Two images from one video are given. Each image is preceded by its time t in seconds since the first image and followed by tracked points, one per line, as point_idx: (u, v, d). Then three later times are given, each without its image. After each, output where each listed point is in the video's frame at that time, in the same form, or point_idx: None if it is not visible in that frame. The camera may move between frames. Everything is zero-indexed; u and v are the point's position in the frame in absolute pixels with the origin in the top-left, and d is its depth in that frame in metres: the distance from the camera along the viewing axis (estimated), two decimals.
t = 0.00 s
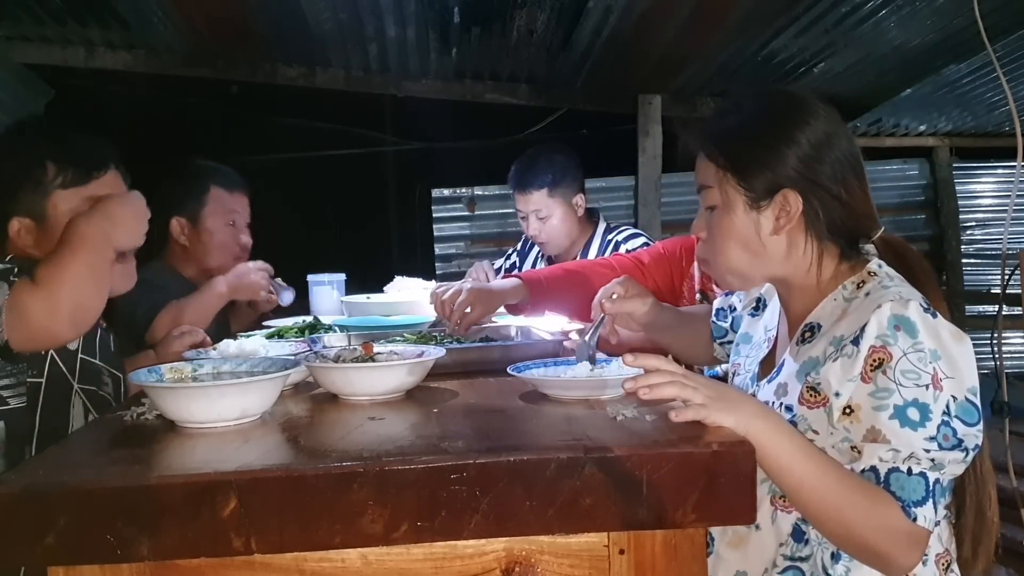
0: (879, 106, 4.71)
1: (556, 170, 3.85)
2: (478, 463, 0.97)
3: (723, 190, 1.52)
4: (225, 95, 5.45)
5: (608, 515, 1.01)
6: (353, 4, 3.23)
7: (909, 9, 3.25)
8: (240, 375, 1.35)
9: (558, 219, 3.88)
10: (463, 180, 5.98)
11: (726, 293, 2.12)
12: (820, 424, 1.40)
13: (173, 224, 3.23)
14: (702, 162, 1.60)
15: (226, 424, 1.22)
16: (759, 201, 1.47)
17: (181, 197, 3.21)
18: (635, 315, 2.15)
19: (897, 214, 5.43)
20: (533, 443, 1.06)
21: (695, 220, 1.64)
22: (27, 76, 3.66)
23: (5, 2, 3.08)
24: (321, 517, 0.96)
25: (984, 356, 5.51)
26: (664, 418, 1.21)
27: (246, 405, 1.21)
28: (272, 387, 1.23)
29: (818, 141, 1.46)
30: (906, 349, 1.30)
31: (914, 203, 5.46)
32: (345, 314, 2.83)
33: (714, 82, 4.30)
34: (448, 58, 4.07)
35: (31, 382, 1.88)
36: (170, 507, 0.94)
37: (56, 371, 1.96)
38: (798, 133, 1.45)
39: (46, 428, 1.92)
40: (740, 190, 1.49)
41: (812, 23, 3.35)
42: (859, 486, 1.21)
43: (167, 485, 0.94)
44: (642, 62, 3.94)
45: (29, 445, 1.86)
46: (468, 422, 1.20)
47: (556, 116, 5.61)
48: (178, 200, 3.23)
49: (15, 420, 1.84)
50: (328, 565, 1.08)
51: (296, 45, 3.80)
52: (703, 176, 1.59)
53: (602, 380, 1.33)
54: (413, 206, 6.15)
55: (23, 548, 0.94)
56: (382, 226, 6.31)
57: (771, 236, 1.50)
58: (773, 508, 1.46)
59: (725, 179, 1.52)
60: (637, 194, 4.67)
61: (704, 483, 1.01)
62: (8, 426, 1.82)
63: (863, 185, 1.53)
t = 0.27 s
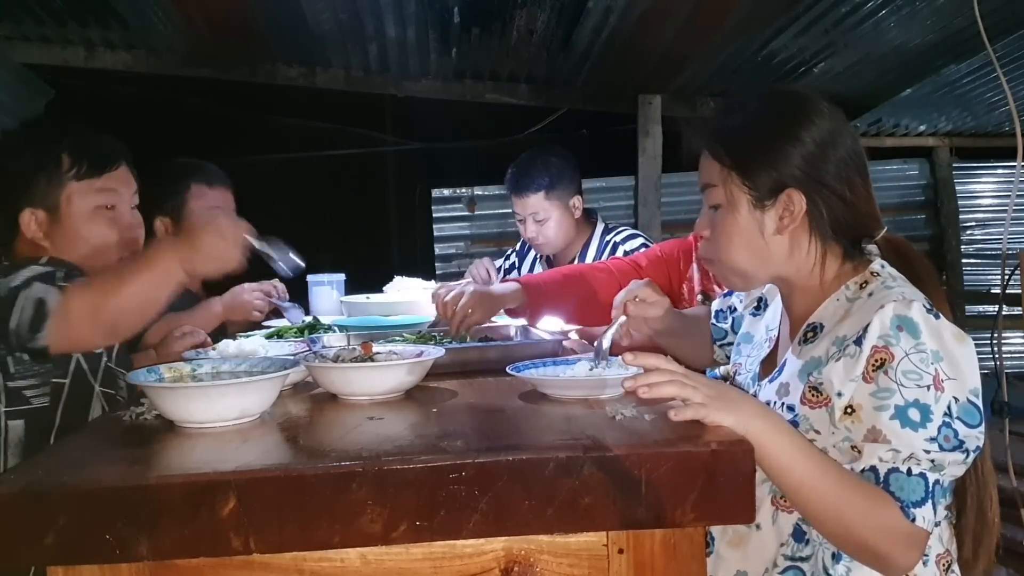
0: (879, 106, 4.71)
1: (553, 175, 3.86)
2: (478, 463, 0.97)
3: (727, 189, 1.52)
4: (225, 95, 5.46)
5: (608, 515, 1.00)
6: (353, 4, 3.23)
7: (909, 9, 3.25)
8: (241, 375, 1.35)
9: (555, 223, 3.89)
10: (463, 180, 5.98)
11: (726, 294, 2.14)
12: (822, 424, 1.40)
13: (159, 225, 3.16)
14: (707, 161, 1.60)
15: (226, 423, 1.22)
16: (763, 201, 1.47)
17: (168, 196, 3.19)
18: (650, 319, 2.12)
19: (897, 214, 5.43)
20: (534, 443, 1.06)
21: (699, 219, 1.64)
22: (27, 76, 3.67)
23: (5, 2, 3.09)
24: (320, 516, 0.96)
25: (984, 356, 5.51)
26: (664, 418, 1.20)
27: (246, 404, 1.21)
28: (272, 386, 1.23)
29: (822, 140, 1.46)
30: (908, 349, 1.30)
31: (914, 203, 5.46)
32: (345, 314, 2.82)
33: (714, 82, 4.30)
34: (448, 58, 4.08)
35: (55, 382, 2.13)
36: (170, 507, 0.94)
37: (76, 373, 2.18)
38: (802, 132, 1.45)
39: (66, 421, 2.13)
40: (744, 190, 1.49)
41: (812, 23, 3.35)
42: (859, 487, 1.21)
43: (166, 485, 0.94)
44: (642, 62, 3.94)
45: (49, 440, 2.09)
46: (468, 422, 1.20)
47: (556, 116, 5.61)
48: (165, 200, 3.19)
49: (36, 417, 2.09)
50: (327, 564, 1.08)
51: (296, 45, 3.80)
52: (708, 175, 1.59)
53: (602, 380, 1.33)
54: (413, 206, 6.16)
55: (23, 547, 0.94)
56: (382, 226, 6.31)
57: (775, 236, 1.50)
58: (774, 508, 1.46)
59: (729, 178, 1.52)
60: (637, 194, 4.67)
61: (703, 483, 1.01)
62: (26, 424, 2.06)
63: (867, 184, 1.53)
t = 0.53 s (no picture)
0: (879, 106, 4.71)
1: (553, 176, 3.85)
2: (477, 463, 0.97)
3: (729, 189, 1.52)
4: (225, 95, 5.46)
5: (608, 515, 1.01)
6: (353, 4, 3.23)
7: (909, 10, 3.25)
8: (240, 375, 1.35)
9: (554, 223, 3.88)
10: (464, 180, 5.98)
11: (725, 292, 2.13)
12: (821, 424, 1.40)
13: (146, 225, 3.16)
14: (709, 160, 1.60)
15: (225, 424, 1.22)
16: (765, 201, 1.47)
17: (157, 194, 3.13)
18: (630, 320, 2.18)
19: (898, 214, 5.43)
20: (533, 443, 1.06)
21: (700, 219, 1.64)
22: (27, 76, 3.67)
23: (5, 2, 3.08)
24: (320, 517, 0.96)
25: (984, 356, 5.51)
26: (663, 418, 1.20)
27: (245, 405, 1.21)
28: (271, 387, 1.23)
29: (824, 140, 1.46)
30: (908, 350, 1.30)
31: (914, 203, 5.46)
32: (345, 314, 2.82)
33: (714, 82, 4.29)
34: (448, 58, 4.07)
35: (79, 384, 1.93)
36: (169, 507, 0.94)
37: (104, 376, 1.98)
38: (804, 132, 1.45)
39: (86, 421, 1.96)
40: (746, 190, 1.49)
41: (812, 23, 3.35)
42: (858, 487, 1.21)
43: (166, 485, 0.94)
44: (641, 62, 3.95)
45: (67, 434, 1.94)
46: (468, 422, 1.20)
47: (556, 116, 5.61)
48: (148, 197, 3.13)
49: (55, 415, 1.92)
50: (327, 564, 1.08)
51: (296, 45, 3.80)
52: (710, 174, 1.59)
53: (601, 380, 1.33)
54: (413, 207, 6.16)
55: (23, 547, 0.94)
56: (382, 226, 6.32)
57: (776, 237, 1.50)
58: (773, 508, 1.46)
59: (732, 178, 1.52)
60: (637, 194, 4.67)
61: (703, 482, 1.01)
62: (44, 423, 1.91)
63: (869, 184, 1.53)
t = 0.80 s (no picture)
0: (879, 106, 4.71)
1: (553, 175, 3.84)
2: (478, 462, 0.98)
3: (730, 188, 1.53)
4: (225, 95, 5.45)
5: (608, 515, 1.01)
6: (353, 4, 3.23)
7: (909, 10, 3.25)
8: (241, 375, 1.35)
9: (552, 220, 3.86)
10: (464, 180, 5.99)
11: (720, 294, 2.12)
12: (821, 424, 1.40)
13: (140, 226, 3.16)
14: (709, 159, 1.60)
15: (225, 423, 1.22)
16: (765, 201, 1.48)
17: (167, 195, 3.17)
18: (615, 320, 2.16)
19: (897, 214, 5.43)
20: (532, 442, 1.06)
21: (700, 217, 1.64)
22: (28, 76, 3.67)
23: (5, 2, 3.08)
24: (320, 517, 0.96)
25: (984, 356, 5.52)
26: (663, 418, 1.20)
27: (246, 405, 1.21)
28: (272, 386, 1.23)
29: (826, 141, 1.46)
30: (908, 350, 1.30)
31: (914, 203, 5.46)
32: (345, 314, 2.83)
33: (715, 82, 4.29)
34: (448, 58, 4.08)
35: (85, 382, 1.92)
36: (170, 507, 0.94)
37: (109, 375, 1.97)
38: (806, 132, 1.45)
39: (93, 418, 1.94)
40: (748, 189, 1.50)
41: (812, 23, 3.35)
42: (859, 487, 1.22)
43: (166, 485, 0.94)
44: (641, 62, 3.95)
45: (76, 429, 1.90)
46: (468, 422, 1.20)
47: (556, 116, 5.61)
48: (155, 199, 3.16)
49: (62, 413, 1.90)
50: (328, 564, 1.08)
51: (296, 45, 3.80)
52: (710, 172, 1.59)
53: (601, 380, 1.34)
54: (413, 207, 6.16)
55: (23, 547, 0.94)
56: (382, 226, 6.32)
57: (776, 236, 1.50)
58: (773, 508, 1.46)
59: (733, 177, 1.53)
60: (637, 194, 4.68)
61: (703, 482, 1.01)
62: (51, 420, 1.88)
63: (869, 185, 1.53)
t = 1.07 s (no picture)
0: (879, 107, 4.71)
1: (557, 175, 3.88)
2: (478, 463, 0.98)
3: (724, 188, 1.53)
4: (226, 96, 5.45)
5: (607, 515, 1.01)
6: (353, 5, 3.23)
7: (909, 10, 3.25)
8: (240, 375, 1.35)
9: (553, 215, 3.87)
10: (464, 180, 5.99)
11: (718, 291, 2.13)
12: (818, 425, 1.40)
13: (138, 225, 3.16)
14: (704, 159, 1.60)
15: (225, 424, 1.22)
16: (760, 201, 1.48)
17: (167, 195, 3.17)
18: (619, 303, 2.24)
19: (897, 215, 5.43)
20: (532, 443, 1.06)
21: (695, 217, 1.64)
22: (28, 76, 3.67)
23: (5, 2, 3.08)
24: (321, 517, 0.96)
25: (984, 356, 5.52)
26: (663, 418, 1.21)
27: (246, 405, 1.21)
28: (272, 387, 1.23)
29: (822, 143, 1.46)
30: (905, 350, 1.30)
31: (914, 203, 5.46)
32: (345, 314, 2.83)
33: (715, 82, 4.30)
34: (448, 58, 4.08)
35: (89, 380, 1.91)
36: (171, 507, 0.94)
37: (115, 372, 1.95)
38: (802, 134, 1.45)
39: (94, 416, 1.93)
40: (742, 189, 1.50)
41: (812, 23, 3.35)
42: (858, 487, 1.22)
43: (167, 485, 0.94)
44: (641, 62, 3.95)
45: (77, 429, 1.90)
46: (468, 422, 1.21)
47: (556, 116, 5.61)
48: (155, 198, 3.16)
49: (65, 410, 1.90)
50: (328, 564, 1.08)
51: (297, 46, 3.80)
52: (705, 172, 1.58)
53: (602, 379, 1.34)
54: (413, 207, 6.16)
55: (23, 547, 0.94)
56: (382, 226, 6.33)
57: (771, 237, 1.50)
58: (771, 508, 1.47)
59: (727, 178, 1.52)
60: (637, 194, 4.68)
61: (703, 482, 1.01)
62: (53, 419, 1.89)
63: (864, 187, 1.53)
